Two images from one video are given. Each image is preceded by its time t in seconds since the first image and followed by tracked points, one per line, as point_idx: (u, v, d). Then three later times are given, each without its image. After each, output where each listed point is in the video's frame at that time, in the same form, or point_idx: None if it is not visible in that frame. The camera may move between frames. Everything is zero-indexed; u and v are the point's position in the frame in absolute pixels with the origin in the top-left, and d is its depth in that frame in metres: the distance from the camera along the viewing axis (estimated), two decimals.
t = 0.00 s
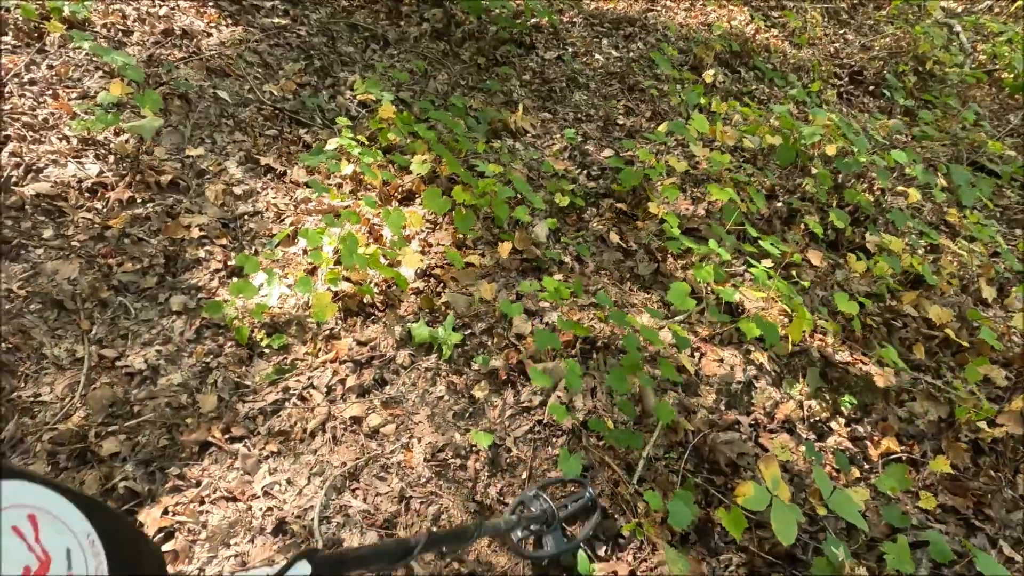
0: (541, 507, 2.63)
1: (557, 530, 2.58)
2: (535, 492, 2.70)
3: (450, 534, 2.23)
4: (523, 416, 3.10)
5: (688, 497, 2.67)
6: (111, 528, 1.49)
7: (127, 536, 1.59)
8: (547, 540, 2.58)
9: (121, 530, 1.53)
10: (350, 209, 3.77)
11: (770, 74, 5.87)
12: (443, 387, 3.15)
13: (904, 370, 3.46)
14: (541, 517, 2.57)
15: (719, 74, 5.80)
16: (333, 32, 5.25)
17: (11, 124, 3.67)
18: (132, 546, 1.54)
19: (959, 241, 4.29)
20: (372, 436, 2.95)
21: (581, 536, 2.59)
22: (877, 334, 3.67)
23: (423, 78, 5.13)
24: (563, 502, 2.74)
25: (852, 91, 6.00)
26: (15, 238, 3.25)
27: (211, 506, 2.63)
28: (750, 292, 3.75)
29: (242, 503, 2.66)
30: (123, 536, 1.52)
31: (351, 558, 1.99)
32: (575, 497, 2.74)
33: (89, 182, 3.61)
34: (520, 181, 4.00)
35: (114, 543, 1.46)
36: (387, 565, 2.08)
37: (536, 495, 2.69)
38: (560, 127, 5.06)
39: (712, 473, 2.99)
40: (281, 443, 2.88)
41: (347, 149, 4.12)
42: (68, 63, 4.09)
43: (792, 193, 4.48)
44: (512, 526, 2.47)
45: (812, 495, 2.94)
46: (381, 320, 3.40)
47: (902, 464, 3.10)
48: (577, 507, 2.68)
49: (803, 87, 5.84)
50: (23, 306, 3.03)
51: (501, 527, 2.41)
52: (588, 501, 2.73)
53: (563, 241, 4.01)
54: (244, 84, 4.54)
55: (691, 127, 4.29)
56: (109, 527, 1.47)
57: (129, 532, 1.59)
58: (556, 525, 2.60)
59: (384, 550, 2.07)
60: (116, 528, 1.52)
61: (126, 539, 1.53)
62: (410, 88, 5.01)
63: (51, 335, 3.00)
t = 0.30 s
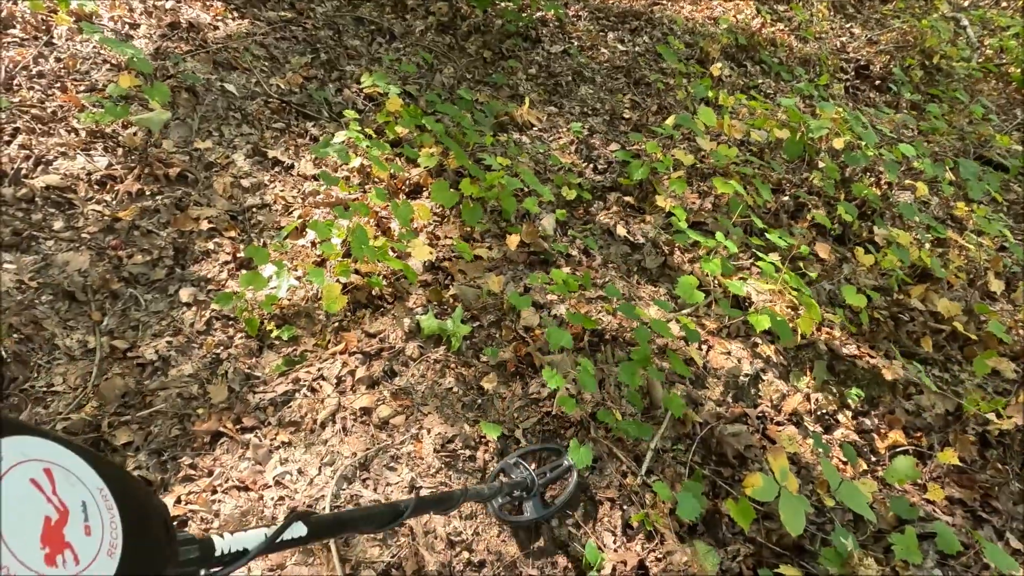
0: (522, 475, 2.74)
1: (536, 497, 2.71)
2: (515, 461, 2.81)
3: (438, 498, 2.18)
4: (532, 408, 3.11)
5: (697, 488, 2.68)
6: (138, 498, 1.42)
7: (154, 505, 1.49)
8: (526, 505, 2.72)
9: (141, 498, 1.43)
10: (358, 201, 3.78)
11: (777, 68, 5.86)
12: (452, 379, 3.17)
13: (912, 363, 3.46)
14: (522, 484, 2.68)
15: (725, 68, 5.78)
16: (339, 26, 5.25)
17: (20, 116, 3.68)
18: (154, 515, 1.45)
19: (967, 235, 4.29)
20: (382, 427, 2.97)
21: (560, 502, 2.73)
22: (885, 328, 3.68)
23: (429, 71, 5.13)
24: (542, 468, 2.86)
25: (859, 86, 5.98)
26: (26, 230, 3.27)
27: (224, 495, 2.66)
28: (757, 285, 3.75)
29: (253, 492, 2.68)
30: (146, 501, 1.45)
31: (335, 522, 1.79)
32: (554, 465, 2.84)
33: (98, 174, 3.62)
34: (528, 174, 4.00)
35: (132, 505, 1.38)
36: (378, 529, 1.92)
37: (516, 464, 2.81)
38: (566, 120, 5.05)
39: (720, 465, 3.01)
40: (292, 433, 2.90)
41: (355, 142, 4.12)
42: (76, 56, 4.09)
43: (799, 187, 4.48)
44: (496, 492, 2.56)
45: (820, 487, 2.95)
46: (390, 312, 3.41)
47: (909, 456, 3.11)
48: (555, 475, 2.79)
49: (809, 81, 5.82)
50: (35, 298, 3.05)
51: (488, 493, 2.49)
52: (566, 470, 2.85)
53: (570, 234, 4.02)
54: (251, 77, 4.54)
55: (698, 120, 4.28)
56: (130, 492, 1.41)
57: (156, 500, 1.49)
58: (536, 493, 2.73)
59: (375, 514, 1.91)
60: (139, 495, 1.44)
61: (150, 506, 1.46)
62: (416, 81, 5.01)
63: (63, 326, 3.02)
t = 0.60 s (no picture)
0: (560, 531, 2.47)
1: (576, 556, 2.43)
2: (554, 515, 2.54)
3: (472, 554, 2.02)
4: (533, 403, 3.14)
5: (697, 483, 2.70)
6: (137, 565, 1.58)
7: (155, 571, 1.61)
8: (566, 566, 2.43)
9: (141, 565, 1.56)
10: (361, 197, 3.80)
11: (779, 64, 5.85)
12: (454, 374, 3.19)
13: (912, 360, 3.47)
14: (560, 541, 2.41)
15: (727, 64, 5.78)
16: (341, 22, 5.25)
17: (24, 112, 3.69)
18: None
19: (968, 232, 4.30)
20: (385, 421, 2.99)
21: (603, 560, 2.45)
22: (885, 324, 3.69)
23: (431, 68, 5.13)
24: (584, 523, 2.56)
25: (861, 82, 5.97)
26: (30, 225, 3.28)
27: (227, 488, 2.68)
28: (758, 281, 3.76)
29: (257, 485, 2.71)
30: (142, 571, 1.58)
31: None
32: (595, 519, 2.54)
33: (102, 170, 3.64)
34: (530, 170, 4.01)
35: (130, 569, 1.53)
36: None
37: (554, 519, 2.54)
38: (568, 117, 5.05)
39: (719, 460, 3.03)
40: (295, 426, 2.93)
41: (357, 139, 4.14)
42: (79, 51, 4.10)
43: (800, 184, 4.48)
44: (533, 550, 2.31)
45: (819, 482, 2.97)
46: (392, 308, 3.44)
47: (907, 452, 3.13)
48: (596, 531, 2.49)
49: (811, 78, 5.82)
50: (39, 292, 3.07)
51: (524, 551, 2.24)
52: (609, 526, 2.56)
53: (571, 230, 4.03)
54: (254, 73, 4.56)
55: (700, 117, 4.28)
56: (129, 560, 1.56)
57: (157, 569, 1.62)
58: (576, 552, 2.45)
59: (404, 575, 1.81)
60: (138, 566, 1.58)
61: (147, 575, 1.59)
62: (418, 77, 5.01)
63: (67, 320, 3.04)
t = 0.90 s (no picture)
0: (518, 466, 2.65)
1: (532, 488, 2.62)
2: (513, 451, 2.71)
3: (432, 486, 2.08)
4: (533, 396, 3.16)
5: (694, 475, 2.70)
6: (134, 479, 1.35)
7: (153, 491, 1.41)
8: (521, 497, 2.62)
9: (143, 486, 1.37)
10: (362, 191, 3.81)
11: (780, 60, 5.85)
12: (454, 367, 3.22)
13: (910, 354, 3.48)
14: (519, 475, 2.59)
15: (728, 60, 5.77)
16: (343, 17, 5.26)
17: (27, 106, 3.71)
18: (152, 501, 1.38)
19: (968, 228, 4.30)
20: (385, 413, 3.02)
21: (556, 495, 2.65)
22: (884, 319, 3.70)
23: (433, 63, 5.14)
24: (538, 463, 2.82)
25: (863, 78, 5.96)
26: (33, 218, 3.30)
27: (229, 478, 2.71)
28: (757, 276, 3.77)
29: (258, 475, 2.73)
30: (141, 486, 1.35)
31: (333, 506, 1.75)
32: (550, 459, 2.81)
33: (104, 163, 3.66)
34: (530, 164, 4.02)
35: (131, 492, 1.31)
36: (372, 517, 1.85)
37: (513, 455, 2.71)
38: (569, 112, 5.06)
39: (717, 453, 3.04)
40: (296, 418, 2.95)
41: (358, 133, 4.15)
42: (81, 46, 4.12)
43: (800, 179, 4.49)
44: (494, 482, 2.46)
45: (816, 474, 2.99)
46: (393, 301, 3.46)
47: (905, 446, 3.15)
48: (551, 469, 2.75)
49: (813, 73, 5.81)
50: (43, 284, 3.09)
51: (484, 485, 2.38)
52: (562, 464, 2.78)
53: (571, 225, 4.04)
54: (255, 68, 4.57)
55: (700, 112, 4.29)
56: (131, 475, 1.34)
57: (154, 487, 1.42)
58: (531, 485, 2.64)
59: (368, 501, 1.85)
60: (138, 478, 1.36)
61: (146, 492, 1.37)
62: (419, 72, 5.02)
63: (71, 312, 3.06)
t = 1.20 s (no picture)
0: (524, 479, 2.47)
1: (539, 504, 2.45)
2: (521, 464, 2.49)
3: (439, 501, 2.07)
4: (537, 392, 3.17)
5: (699, 471, 2.71)
6: (144, 495, 1.47)
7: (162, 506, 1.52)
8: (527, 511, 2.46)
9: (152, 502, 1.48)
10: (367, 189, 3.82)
11: (784, 57, 5.84)
12: (459, 363, 3.23)
13: (914, 352, 3.49)
14: (527, 489, 2.42)
15: (732, 57, 5.77)
16: (347, 14, 5.26)
17: (33, 102, 3.72)
18: (160, 514, 1.49)
19: (972, 226, 4.30)
20: (391, 409, 3.03)
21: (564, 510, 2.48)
22: (888, 317, 3.70)
23: (437, 60, 5.14)
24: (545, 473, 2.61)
25: (867, 76, 5.94)
26: (41, 214, 3.32)
27: (237, 473, 2.73)
28: (761, 274, 3.78)
29: (265, 471, 2.75)
30: (150, 503, 1.47)
31: (339, 523, 1.79)
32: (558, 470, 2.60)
33: (111, 160, 3.67)
34: (534, 162, 4.03)
35: (139, 510, 1.42)
36: (382, 532, 1.87)
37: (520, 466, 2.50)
38: (573, 110, 5.06)
39: (721, 450, 3.06)
40: (303, 414, 2.97)
41: (363, 130, 4.15)
42: (87, 43, 4.13)
43: (804, 177, 4.49)
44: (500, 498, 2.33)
45: (820, 471, 3.00)
46: (398, 298, 3.47)
47: (908, 443, 3.16)
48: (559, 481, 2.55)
49: (817, 71, 5.80)
50: (50, 280, 3.11)
51: (493, 499, 2.30)
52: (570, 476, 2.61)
53: (576, 222, 4.05)
54: (260, 64, 4.57)
55: (705, 109, 4.29)
56: (140, 494, 1.46)
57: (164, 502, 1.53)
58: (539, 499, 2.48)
59: (376, 516, 1.87)
60: (147, 495, 1.48)
61: (156, 508, 1.49)
62: (423, 70, 5.02)
63: (78, 308, 3.08)
